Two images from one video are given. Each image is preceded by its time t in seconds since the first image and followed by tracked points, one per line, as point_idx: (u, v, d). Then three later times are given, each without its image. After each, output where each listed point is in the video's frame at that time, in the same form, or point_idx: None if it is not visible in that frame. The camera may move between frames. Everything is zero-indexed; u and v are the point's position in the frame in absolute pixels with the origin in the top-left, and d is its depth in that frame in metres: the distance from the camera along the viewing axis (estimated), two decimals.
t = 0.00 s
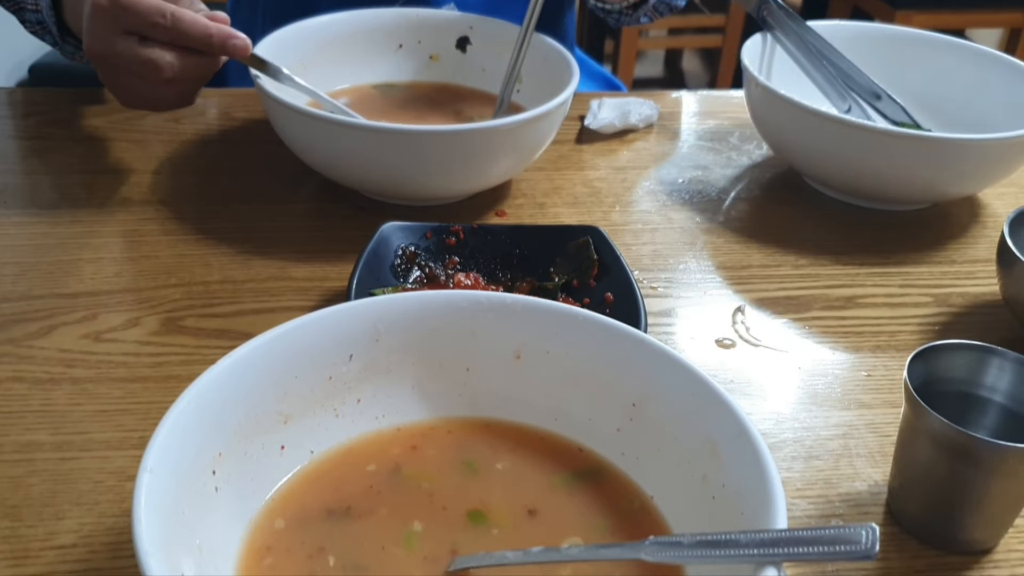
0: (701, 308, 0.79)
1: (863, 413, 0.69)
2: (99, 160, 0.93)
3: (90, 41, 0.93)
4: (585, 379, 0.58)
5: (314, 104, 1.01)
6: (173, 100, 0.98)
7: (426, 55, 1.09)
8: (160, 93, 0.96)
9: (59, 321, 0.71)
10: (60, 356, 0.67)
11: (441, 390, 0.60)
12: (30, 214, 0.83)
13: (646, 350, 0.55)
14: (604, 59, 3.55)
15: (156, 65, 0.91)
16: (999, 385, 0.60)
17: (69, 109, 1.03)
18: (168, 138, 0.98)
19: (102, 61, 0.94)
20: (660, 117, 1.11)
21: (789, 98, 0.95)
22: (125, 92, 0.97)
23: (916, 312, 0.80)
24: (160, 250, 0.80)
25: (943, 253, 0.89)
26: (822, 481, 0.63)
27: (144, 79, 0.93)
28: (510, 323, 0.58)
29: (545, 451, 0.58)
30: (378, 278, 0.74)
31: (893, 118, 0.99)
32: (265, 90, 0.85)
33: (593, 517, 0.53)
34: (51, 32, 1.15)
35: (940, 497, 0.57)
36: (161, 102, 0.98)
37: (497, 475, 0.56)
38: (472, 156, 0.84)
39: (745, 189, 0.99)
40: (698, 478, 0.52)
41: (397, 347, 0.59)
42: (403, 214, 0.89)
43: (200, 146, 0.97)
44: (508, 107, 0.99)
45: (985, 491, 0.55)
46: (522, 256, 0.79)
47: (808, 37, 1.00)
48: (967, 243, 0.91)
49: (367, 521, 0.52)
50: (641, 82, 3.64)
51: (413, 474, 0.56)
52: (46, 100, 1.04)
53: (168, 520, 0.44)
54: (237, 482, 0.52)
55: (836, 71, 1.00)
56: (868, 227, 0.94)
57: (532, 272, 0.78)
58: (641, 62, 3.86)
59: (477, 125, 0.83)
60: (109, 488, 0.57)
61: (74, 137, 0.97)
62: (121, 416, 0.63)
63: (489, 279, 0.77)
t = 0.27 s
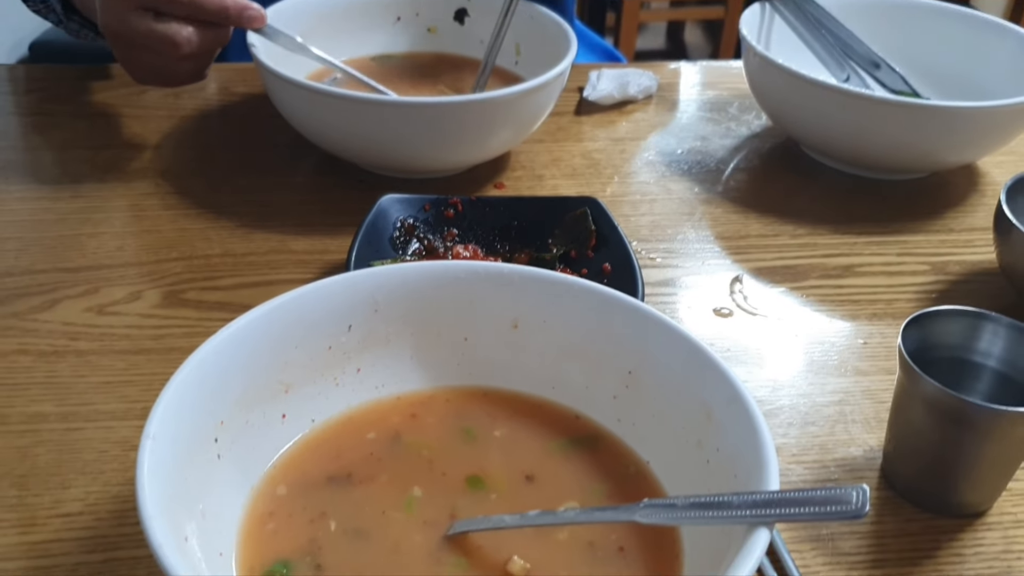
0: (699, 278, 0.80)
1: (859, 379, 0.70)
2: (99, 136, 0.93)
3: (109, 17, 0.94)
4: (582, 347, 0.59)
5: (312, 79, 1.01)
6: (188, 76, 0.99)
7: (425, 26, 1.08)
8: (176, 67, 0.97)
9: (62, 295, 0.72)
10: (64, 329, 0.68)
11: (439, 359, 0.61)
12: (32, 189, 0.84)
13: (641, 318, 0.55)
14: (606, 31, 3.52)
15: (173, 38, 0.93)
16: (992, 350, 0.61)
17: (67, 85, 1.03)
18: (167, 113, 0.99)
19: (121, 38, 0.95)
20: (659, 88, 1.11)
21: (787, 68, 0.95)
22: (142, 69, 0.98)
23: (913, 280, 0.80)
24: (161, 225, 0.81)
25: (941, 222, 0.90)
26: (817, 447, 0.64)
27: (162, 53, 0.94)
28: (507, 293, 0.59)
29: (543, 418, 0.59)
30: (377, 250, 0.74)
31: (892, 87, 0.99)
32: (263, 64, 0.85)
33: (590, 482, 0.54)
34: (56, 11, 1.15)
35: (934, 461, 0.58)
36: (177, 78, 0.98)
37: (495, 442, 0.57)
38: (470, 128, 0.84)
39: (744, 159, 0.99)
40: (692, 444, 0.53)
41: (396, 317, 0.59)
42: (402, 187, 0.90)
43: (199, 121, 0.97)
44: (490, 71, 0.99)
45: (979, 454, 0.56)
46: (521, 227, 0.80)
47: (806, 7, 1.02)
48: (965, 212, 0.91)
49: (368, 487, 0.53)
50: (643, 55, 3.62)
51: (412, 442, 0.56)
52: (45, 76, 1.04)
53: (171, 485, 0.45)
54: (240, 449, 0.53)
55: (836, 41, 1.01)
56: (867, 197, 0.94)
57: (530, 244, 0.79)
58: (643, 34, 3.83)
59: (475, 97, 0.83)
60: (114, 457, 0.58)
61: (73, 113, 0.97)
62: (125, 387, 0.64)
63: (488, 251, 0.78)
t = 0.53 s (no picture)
0: (705, 237, 0.79)
1: (865, 337, 0.70)
2: (99, 97, 0.92)
3: None
4: (588, 306, 0.59)
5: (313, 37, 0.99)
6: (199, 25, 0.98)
7: None
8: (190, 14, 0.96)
9: (66, 256, 0.72)
10: (69, 289, 0.68)
11: (445, 318, 0.61)
12: (33, 150, 0.83)
13: (648, 276, 0.55)
14: None
15: None
16: (1000, 307, 0.60)
17: (66, 45, 1.02)
18: (168, 73, 0.97)
19: None
20: (665, 47, 1.09)
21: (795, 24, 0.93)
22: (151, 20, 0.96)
23: (920, 239, 0.80)
24: (164, 185, 0.80)
25: (949, 179, 0.89)
26: (823, 404, 0.64)
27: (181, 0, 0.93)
28: (512, 251, 0.58)
29: (549, 376, 0.59)
30: (382, 210, 0.74)
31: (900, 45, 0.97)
32: (264, 22, 0.84)
33: (596, 439, 0.55)
34: None
35: (939, 417, 0.58)
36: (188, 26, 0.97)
37: (501, 400, 0.57)
38: (474, 86, 0.83)
39: (751, 117, 0.97)
40: (698, 401, 0.53)
41: (401, 276, 0.59)
42: (405, 147, 0.89)
43: (200, 81, 0.96)
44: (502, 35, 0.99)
45: (984, 409, 0.56)
46: (526, 186, 0.79)
47: None
48: (974, 170, 0.90)
49: (375, 444, 0.54)
50: (648, 15, 3.57)
51: (419, 400, 0.57)
52: (43, 36, 1.03)
53: (180, 442, 0.45)
54: (247, 407, 0.53)
55: None
56: (875, 155, 0.93)
57: (536, 204, 0.78)
58: None
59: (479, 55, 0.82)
60: (122, 416, 0.58)
61: (73, 74, 0.96)
62: (132, 346, 0.64)
63: (493, 211, 0.77)
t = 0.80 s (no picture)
0: (713, 215, 0.79)
1: (874, 316, 0.70)
2: (104, 76, 0.92)
3: None
4: (596, 284, 0.58)
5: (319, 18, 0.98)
6: None
7: None
8: None
9: (74, 236, 0.71)
10: (77, 270, 0.68)
11: (453, 297, 0.61)
12: (38, 130, 0.83)
13: (657, 254, 0.55)
14: None
15: None
16: (1010, 285, 0.60)
17: (70, 24, 1.01)
18: (173, 53, 0.97)
19: None
20: (673, 25, 1.08)
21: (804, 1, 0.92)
22: None
23: (929, 216, 0.79)
24: (171, 165, 0.80)
25: (959, 157, 0.88)
26: (831, 382, 0.64)
27: None
28: (520, 230, 0.58)
29: (557, 356, 0.59)
30: (390, 189, 0.74)
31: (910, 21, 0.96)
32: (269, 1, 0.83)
33: (604, 418, 0.55)
34: None
35: (947, 394, 0.58)
36: None
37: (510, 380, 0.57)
38: (481, 65, 0.82)
39: (759, 95, 0.96)
40: (707, 379, 0.53)
41: (409, 255, 0.59)
42: (412, 127, 0.88)
43: (205, 61, 0.96)
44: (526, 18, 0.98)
45: (993, 386, 0.56)
46: (533, 165, 0.78)
47: None
48: (983, 147, 0.90)
49: (384, 423, 0.54)
50: None
51: (427, 379, 0.57)
52: (47, 16, 1.02)
53: (190, 420, 0.45)
54: (256, 386, 0.53)
55: None
56: (884, 131, 0.92)
57: (543, 182, 0.78)
58: None
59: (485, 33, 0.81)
60: (131, 396, 0.58)
61: (77, 54, 0.95)
62: (141, 327, 0.64)
63: (500, 190, 0.77)
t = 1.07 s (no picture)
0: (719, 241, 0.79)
1: (883, 343, 0.69)
2: (109, 105, 0.92)
3: None
4: (605, 314, 0.58)
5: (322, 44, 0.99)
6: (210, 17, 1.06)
7: None
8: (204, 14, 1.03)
9: (78, 267, 0.71)
10: (81, 301, 0.68)
11: (459, 328, 0.60)
12: (43, 161, 0.83)
13: (666, 284, 0.54)
14: None
15: None
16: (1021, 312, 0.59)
17: (75, 54, 1.01)
18: (177, 81, 0.97)
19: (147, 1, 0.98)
20: (675, 51, 1.09)
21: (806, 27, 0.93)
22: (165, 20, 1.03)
23: (936, 241, 0.79)
24: (176, 194, 0.80)
25: (964, 182, 0.88)
26: (842, 412, 0.63)
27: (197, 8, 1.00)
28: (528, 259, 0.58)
29: (565, 387, 0.59)
30: (396, 218, 0.74)
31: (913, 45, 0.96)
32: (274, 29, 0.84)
33: (615, 451, 0.54)
34: None
35: (960, 425, 0.57)
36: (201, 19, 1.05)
37: (518, 412, 0.56)
38: (485, 93, 0.82)
39: (762, 121, 0.96)
40: (719, 411, 0.52)
41: (416, 285, 0.58)
42: (417, 154, 0.88)
43: (210, 89, 0.96)
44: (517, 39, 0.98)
45: (1007, 417, 0.55)
46: (538, 192, 0.78)
47: None
48: (989, 171, 0.89)
49: (391, 458, 0.53)
50: (654, 18, 3.57)
51: (435, 412, 0.56)
52: (51, 45, 1.02)
53: (195, 459, 0.44)
54: (261, 420, 0.52)
55: None
56: (889, 156, 0.91)
57: (549, 209, 0.78)
58: None
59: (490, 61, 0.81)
60: (135, 431, 0.58)
61: (81, 83, 0.96)
62: (145, 360, 0.63)
63: (506, 217, 0.77)
